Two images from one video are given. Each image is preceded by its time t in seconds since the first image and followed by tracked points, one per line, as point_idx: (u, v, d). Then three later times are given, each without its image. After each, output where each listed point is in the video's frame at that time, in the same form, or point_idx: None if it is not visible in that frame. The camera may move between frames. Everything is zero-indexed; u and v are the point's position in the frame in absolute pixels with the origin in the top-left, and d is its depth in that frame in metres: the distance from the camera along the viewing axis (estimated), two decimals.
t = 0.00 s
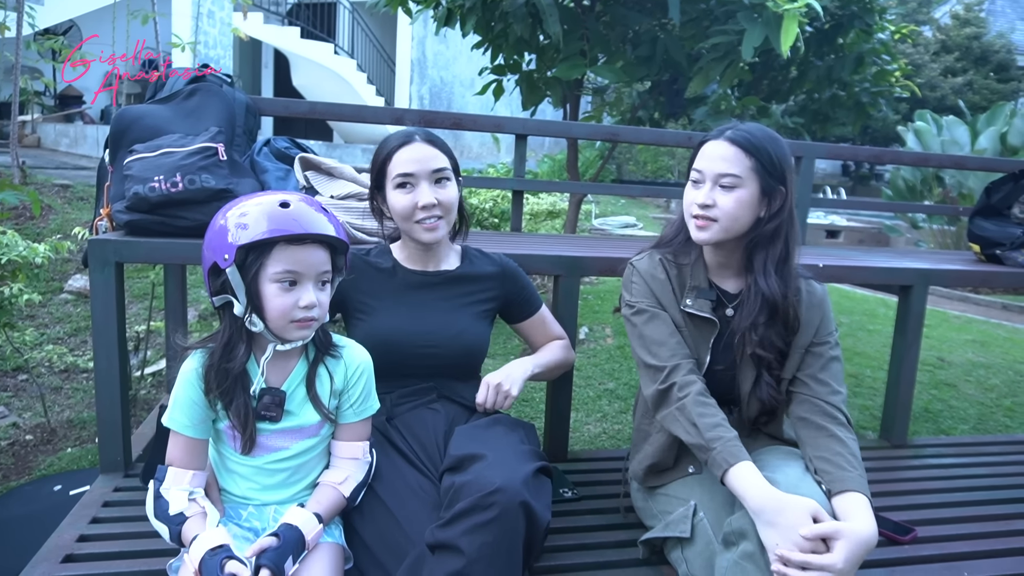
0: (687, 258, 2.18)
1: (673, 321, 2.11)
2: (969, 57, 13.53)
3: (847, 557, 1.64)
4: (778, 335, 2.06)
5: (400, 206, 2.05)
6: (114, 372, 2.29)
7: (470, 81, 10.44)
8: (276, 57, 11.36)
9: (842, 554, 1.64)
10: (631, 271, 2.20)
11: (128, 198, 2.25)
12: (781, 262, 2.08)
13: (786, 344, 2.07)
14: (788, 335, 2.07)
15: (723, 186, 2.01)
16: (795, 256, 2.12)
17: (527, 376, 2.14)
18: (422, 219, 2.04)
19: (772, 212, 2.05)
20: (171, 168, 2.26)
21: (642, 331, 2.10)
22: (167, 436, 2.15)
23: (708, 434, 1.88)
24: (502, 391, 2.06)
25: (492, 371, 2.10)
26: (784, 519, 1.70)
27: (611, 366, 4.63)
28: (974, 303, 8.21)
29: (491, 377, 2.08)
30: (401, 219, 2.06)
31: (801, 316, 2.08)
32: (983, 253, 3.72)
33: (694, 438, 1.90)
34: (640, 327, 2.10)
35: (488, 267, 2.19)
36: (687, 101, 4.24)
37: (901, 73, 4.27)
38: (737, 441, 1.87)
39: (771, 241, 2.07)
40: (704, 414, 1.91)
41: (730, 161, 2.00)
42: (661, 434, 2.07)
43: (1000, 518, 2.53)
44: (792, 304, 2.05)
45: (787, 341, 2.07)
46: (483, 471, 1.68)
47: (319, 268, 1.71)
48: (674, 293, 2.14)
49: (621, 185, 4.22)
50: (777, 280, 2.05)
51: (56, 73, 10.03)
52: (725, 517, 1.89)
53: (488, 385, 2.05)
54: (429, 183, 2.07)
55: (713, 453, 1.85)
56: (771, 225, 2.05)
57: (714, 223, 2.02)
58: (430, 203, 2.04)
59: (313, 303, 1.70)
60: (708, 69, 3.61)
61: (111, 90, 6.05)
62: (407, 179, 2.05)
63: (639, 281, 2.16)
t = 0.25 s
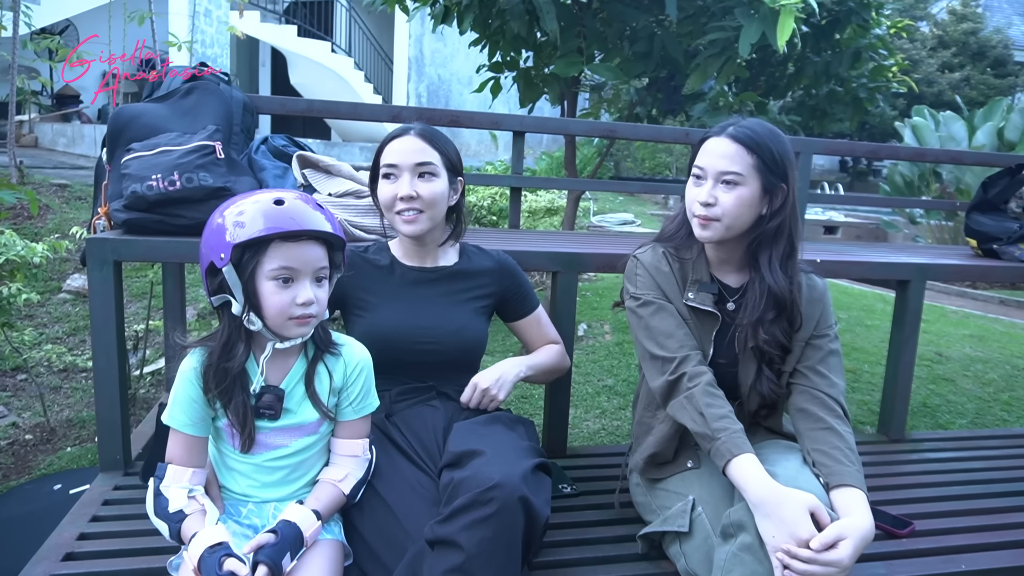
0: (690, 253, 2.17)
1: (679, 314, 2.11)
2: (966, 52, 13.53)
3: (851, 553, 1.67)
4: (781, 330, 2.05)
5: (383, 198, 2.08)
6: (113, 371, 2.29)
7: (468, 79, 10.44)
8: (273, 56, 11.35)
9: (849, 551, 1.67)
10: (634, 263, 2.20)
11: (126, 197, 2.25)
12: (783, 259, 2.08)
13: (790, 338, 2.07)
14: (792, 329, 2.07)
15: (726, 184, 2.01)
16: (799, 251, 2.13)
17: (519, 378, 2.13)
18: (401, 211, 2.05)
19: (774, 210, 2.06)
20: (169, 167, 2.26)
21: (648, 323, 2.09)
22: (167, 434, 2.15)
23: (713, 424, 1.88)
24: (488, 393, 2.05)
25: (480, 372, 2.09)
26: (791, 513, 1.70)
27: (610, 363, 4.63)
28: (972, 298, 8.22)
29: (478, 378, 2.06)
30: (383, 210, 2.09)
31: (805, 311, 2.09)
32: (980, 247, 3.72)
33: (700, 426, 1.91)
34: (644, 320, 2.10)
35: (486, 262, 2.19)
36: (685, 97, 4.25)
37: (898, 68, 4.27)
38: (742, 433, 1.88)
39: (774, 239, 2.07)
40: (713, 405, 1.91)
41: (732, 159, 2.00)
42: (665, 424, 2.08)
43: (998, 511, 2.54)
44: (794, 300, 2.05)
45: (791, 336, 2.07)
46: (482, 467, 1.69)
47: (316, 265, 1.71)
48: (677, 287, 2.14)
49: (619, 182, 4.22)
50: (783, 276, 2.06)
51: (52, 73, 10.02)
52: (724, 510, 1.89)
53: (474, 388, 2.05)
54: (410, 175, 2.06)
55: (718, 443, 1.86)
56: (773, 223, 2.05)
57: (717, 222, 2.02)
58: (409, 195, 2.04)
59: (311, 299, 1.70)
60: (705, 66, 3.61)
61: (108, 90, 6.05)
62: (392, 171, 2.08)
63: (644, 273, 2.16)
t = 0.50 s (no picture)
0: (688, 243, 2.18)
1: (678, 303, 2.11)
2: (960, 43, 13.54)
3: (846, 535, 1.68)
4: (782, 316, 2.06)
5: (387, 191, 2.07)
6: (110, 369, 2.28)
7: (462, 74, 10.42)
8: (267, 53, 11.32)
9: (845, 532, 1.68)
10: (632, 254, 2.20)
11: (120, 195, 2.25)
12: (784, 247, 2.10)
13: (787, 326, 2.08)
14: (789, 317, 2.08)
15: (729, 176, 2.02)
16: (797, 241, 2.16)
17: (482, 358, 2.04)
18: (404, 206, 2.05)
19: (775, 201, 2.07)
20: (163, 164, 2.26)
21: (646, 312, 2.09)
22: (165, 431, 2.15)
23: (711, 410, 1.90)
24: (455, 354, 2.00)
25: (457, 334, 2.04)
26: (788, 495, 1.71)
27: (607, 357, 4.64)
28: (967, 289, 8.25)
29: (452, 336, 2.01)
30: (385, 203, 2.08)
31: (801, 299, 2.09)
32: (975, 237, 3.73)
33: (696, 412, 1.92)
34: (643, 309, 2.10)
35: (481, 255, 2.20)
36: (679, 91, 4.25)
37: (892, 59, 4.28)
38: (739, 418, 1.89)
39: (774, 229, 2.08)
40: (710, 391, 1.93)
41: (734, 151, 2.00)
42: (662, 413, 2.09)
43: (993, 498, 2.56)
44: (796, 284, 2.07)
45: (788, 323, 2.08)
46: (480, 460, 1.69)
47: (312, 261, 1.71)
48: (676, 276, 2.14)
49: (614, 176, 4.23)
50: (786, 260, 2.08)
51: (45, 73, 9.98)
52: (719, 498, 1.89)
53: (446, 340, 2.00)
54: (418, 170, 2.06)
55: (714, 428, 1.88)
56: (775, 214, 2.07)
57: (719, 215, 2.02)
58: (413, 190, 2.03)
59: (307, 295, 1.70)
60: (699, 59, 3.62)
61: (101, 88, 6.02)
62: (397, 165, 2.07)
63: (643, 263, 2.16)
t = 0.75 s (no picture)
0: (678, 239, 2.19)
1: (666, 298, 2.12)
2: (954, 41, 13.58)
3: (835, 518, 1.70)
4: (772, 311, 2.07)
5: (433, 195, 2.03)
6: (104, 366, 2.28)
7: (458, 71, 10.41)
8: (261, 50, 11.29)
9: (834, 515, 1.70)
10: (622, 251, 2.20)
11: (114, 191, 2.24)
12: (777, 245, 2.11)
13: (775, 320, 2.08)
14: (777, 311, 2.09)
15: (726, 174, 2.02)
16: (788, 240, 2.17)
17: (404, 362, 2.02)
18: (451, 210, 2.06)
19: (768, 200, 2.08)
20: (157, 160, 2.25)
21: (634, 308, 2.10)
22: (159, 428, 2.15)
23: (697, 403, 1.90)
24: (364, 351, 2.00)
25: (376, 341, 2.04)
26: (775, 481, 1.73)
27: (603, 354, 4.65)
28: (960, 286, 8.28)
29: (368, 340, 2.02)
30: (430, 209, 2.03)
31: (789, 294, 2.09)
32: (968, 235, 3.74)
33: (683, 406, 1.92)
34: (632, 305, 2.10)
35: (473, 251, 2.20)
36: (675, 88, 4.25)
37: (886, 57, 4.28)
38: (725, 411, 1.90)
39: (766, 229, 2.10)
40: (695, 384, 1.93)
41: (731, 150, 2.01)
42: (653, 405, 2.10)
43: (986, 494, 2.57)
44: (787, 281, 2.08)
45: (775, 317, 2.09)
46: (474, 458, 1.69)
47: (308, 259, 1.71)
48: (665, 271, 2.16)
49: (610, 173, 4.23)
50: (777, 259, 2.10)
51: (38, 68, 9.93)
52: (712, 494, 1.90)
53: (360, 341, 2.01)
54: (455, 176, 2.09)
55: (701, 422, 1.88)
56: (767, 212, 2.08)
57: (714, 212, 2.03)
58: (462, 196, 2.07)
59: (302, 294, 1.70)
60: (695, 56, 3.62)
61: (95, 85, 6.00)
62: (437, 169, 2.05)
63: (632, 260, 2.16)
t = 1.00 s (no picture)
0: (672, 242, 2.18)
1: (657, 309, 2.10)
2: (952, 43, 13.60)
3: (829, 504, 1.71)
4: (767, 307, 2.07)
5: (431, 198, 2.03)
6: (100, 364, 2.27)
7: (456, 70, 10.41)
8: (259, 47, 11.27)
9: (828, 502, 1.71)
10: (614, 255, 2.18)
11: (111, 188, 2.23)
12: (770, 241, 2.12)
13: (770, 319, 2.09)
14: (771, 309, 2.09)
15: (723, 178, 2.01)
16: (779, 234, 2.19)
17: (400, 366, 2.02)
18: (450, 211, 2.06)
19: (762, 197, 2.08)
20: (154, 158, 2.25)
21: (624, 318, 2.10)
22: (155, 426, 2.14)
23: (679, 412, 1.91)
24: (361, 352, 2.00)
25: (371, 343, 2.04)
26: (768, 470, 1.74)
27: (600, 354, 4.65)
28: (957, 287, 8.30)
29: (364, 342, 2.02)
30: (430, 211, 2.03)
31: (783, 293, 2.10)
32: (965, 236, 3.75)
33: (668, 418, 1.94)
34: (621, 317, 2.10)
35: (473, 249, 2.20)
36: (673, 88, 4.25)
37: (884, 59, 4.29)
38: (708, 411, 1.90)
39: (760, 226, 2.11)
40: (672, 393, 1.94)
41: (727, 154, 2.00)
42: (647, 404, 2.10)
43: (982, 495, 2.58)
44: (780, 277, 2.09)
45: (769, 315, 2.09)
46: (471, 457, 1.69)
47: (304, 257, 1.71)
48: (661, 276, 2.14)
49: (607, 173, 4.23)
50: (771, 255, 2.10)
51: (35, 65, 9.90)
52: (706, 493, 1.91)
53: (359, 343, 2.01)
54: (454, 176, 2.09)
55: (686, 429, 1.89)
56: (761, 211, 2.09)
57: (713, 216, 2.02)
58: (460, 197, 2.07)
59: (298, 292, 1.69)
60: (693, 56, 3.62)
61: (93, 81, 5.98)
62: (435, 170, 2.05)
63: (622, 265, 2.15)
